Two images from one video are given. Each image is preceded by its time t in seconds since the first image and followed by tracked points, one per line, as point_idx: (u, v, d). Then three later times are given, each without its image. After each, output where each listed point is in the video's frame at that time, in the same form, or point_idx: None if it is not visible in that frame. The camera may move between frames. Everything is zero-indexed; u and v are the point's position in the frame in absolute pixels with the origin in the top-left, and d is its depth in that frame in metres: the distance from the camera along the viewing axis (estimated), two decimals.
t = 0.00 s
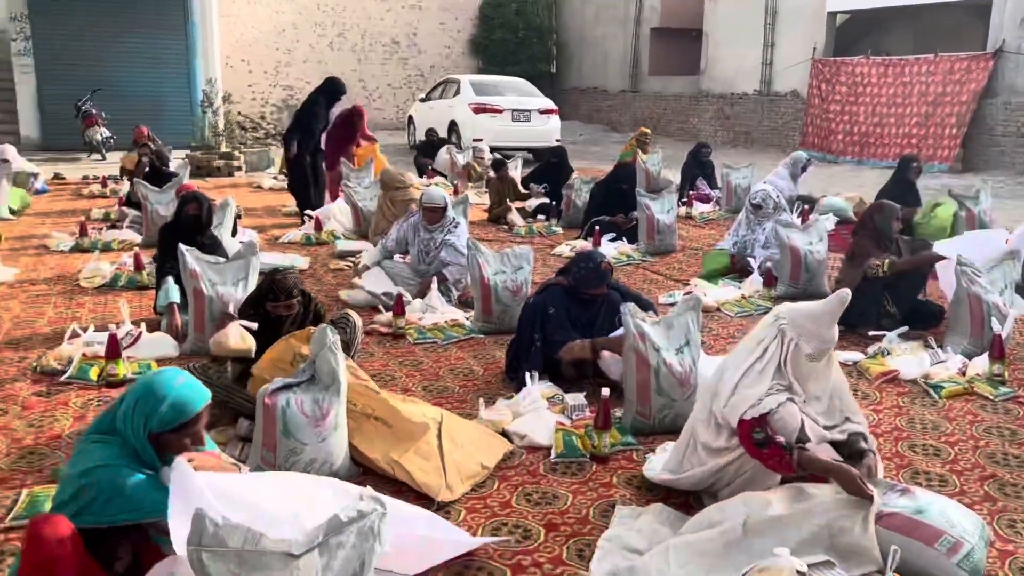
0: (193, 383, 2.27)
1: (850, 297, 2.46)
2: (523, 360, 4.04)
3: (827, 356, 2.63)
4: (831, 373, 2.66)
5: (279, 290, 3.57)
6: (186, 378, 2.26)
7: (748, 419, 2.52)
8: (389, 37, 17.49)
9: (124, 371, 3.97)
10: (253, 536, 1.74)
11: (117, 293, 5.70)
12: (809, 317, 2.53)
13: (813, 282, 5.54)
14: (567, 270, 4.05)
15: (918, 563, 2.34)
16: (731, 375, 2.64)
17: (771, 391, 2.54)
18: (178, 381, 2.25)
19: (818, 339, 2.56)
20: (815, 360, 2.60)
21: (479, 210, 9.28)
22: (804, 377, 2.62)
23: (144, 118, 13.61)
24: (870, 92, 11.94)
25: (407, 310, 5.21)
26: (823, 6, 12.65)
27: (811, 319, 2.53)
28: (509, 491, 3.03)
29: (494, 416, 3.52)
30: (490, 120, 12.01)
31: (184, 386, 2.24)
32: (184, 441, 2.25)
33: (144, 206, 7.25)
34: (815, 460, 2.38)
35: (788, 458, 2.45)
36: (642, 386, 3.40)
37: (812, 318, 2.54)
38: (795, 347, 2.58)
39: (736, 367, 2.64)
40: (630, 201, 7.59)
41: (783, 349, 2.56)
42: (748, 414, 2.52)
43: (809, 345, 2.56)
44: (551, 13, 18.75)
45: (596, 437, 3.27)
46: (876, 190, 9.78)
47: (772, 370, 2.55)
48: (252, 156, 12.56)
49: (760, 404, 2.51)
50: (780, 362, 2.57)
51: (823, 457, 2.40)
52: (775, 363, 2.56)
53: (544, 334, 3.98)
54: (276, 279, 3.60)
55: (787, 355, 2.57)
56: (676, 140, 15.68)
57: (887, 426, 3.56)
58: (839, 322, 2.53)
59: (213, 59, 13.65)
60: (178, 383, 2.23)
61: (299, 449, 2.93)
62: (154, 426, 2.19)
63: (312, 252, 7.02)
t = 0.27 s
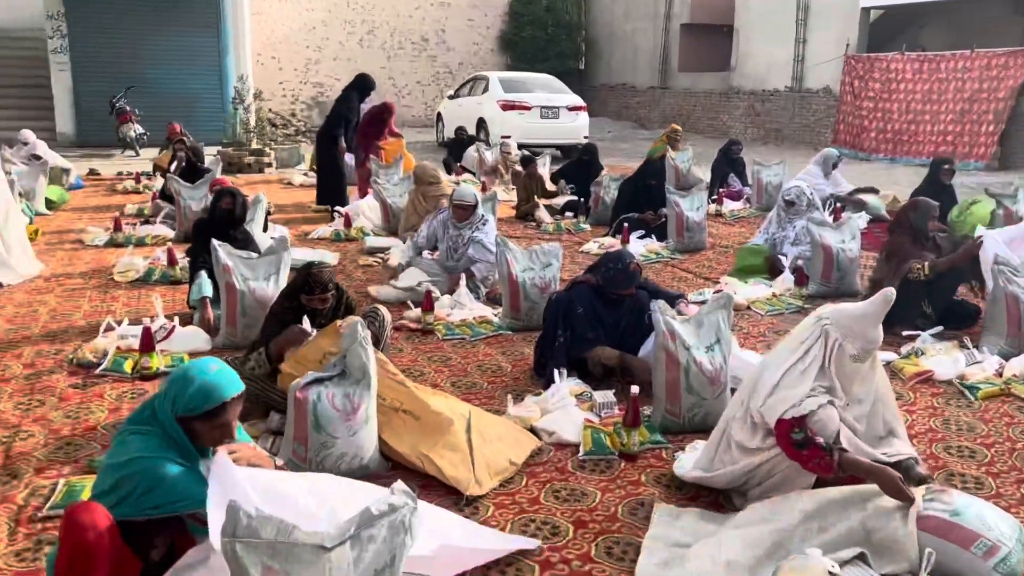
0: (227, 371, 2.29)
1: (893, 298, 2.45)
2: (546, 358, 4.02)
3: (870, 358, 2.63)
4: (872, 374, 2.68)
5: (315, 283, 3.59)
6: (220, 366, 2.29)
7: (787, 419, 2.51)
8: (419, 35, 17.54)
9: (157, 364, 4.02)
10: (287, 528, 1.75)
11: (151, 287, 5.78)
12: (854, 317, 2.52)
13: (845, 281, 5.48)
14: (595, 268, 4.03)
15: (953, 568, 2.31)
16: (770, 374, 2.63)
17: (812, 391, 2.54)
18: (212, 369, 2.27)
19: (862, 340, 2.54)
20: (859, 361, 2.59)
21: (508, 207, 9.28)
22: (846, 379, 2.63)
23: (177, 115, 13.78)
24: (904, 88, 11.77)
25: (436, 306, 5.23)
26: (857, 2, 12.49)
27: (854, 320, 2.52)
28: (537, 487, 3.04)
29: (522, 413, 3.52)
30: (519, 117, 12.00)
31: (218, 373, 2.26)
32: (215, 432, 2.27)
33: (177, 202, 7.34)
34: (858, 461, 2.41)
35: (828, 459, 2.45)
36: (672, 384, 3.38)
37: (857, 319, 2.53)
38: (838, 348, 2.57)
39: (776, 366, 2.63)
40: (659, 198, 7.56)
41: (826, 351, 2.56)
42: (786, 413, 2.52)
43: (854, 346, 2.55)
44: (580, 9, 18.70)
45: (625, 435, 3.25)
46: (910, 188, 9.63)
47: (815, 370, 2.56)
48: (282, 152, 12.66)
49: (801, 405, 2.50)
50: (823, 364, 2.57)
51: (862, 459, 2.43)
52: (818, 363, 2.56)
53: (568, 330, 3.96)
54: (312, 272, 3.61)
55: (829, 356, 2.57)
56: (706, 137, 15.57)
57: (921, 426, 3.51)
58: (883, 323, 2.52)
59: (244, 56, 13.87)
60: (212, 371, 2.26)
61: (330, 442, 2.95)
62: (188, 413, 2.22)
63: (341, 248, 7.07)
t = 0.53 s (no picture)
0: (246, 363, 2.20)
1: (942, 300, 2.48)
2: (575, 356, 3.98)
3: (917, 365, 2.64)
4: (920, 382, 2.68)
5: (367, 271, 3.52)
6: (239, 357, 2.19)
7: (827, 421, 2.46)
8: (449, 30, 17.57)
9: (191, 356, 4.08)
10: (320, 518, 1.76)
11: (185, 281, 5.86)
12: (900, 320, 2.55)
13: (880, 278, 5.40)
14: (624, 265, 4.01)
15: (993, 569, 2.22)
16: (814, 375, 2.61)
17: (856, 395, 2.50)
18: (231, 359, 2.17)
19: (907, 344, 2.57)
20: (904, 366, 2.61)
21: (538, 202, 9.27)
22: (892, 385, 2.64)
23: (211, 110, 13.93)
24: (941, 84, 11.57)
25: (466, 301, 5.24)
26: None
27: (900, 322, 2.55)
28: (566, 483, 3.03)
29: (552, 408, 3.52)
30: (549, 112, 11.97)
31: (236, 365, 2.16)
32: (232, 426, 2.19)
33: (211, 196, 7.42)
34: (896, 465, 2.38)
35: (866, 463, 2.40)
36: (704, 381, 3.36)
37: (903, 323, 2.56)
38: (884, 351, 2.58)
39: (821, 367, 2.61)
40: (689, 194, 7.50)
41: (871, 353, 2.56)
42: (824, 416, 2.46)
43: (899, 350, 2.58)
44: (611, 4, 18.61)
45: (655, 431, 3.23)
46: (947, 185, 9.47)
47: (861, 373, 2.54)
48: (314, 148, 12.75)
49: (843, 407, 2.45)
50: (868, 367, 2.56)
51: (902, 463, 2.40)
52: (864, 366, 2.55)
53: (596, 326, 3.95)
54: (364, 260, 3.54)
55: (876, 358, 2.56)
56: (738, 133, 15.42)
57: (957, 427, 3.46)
58: (932, 327, 2.55)
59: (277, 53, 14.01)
60: (231, 362, 2.16)
61: (361, 435, 2.98)
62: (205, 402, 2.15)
63: (372, 242, 7.11)
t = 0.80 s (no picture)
0: (259, 363, 2.14)
1: (998, 305, 2.41)
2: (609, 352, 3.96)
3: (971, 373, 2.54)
4: (972, 391, 2.58)
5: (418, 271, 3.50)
6: (251, 357, 2.14)
7: (871, 425, 2.42)
8: (482, 24, 17.57)
9: (227, 347, 4.13)
10: (355, 508, 1.76)
11: (221, 273, 5.93)
12: (957, 326, 2.48)
13: (918, 276, 5.32)
14: (658, 260, 3.98)
15: None
16: (862, 376, 2.55)
17: (904, 403, 2.45)
18: (242, 358, 2.12)
19: (963, 350, 2.48)
20: (957, 373, 2.52)
21: (570, 197, 9.24)
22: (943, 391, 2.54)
23: (246, 105, 14.07)
24: (983, 78, 11.33)
25: (498, 295, 5.24)
26: None
27: (956, 328, 2.48)
28: (598, 478, 3.02)
29: (584, 403, 3.50)
30: (582, 107, 11.92)
31: (245, 364, 2.11)
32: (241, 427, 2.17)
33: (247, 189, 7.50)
34: (943, 473, 2.34)
35: (912, 470, 2.36)
36: (738, 378, 3.34)
37: (958, 328, 2.49)
38: (935, 355, 2.51)
39: (869, 369, 2.55)
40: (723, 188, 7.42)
41: (922, 357, 2.50)
42: (869, 420, 2.43)
43: (952, 354, 2.49)
44: None
45: (687, 427, 3.24)
46: (988, 181, 9.29)
47: (911, 379, 2.47)
48: (347, 142, 12.83)
49: (889, 412, 2.41)
50: (919, 373, 2.50)
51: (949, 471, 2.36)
52: (914, 371, 2.49)
53: (629, 320, 3.92)
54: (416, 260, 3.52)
55: (926, 362, 2.50)
56: (773, 128, 15.24)
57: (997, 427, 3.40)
58: (987, 331, 2.46)
59: (309, 46, 13.54)
60: (240, 362, 2.11)
61: (394, 426, 3.00)
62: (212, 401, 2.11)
63: (405, 236, 7.14)
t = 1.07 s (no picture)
0: (275, 368, 2.12)
1: None
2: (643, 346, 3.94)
3: None
4: None
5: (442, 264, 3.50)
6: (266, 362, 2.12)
7: (915, 429, 2.37)
8: (517, 18, 17.55)
9: (264, 337, 4.19)
10: (391, 498, 1.77)
11: (257, 264, 6.00)
12: (1014, 338, 2.33)
13: (959, 272, 5.22)
14: (694, 255, 3.93)
15: None
16: (905, 383, 2.49)
17: (952, 413, 2.36)
18: (258, 364, 2.11)
19: (1018, 362, 2.33)
20: (1013, 386, 2.35)
21: (603, 191, 9.20)
22: (998, 406, 2.38)
23: (283, 98, 14.19)
24: None
25: (531, 289, 5.24)
26: None
27: (1012, 339, 2.33)
28: (632, 472, 3.01)
29: (617, 397, 3.48)
30: (616, 100, 11.85)
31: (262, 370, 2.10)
32: (261, 431, 2.15)
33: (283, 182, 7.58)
34: (988, 480, 2.30)
35: (956, 477, 2.31)
36: (774, 374, 3.30)
37: (1015, 340, 2.34)
38: (989, 368, 2.37)
39: (912, 375, 2.49)
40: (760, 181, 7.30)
41: (973, 368, 2.38)
42: (914, 424, 2.37)
43: (1005, 367, 2.34)
44: None
45: (722, 423, 3.21)
46: None
47: (959, 390, 2.37)
48: (382, 135, 12.89)
49: (935, 419, 2.35)
50: (969, 384, 2.38)
51: (995, 479, 2.30)
52: (965, 382, 2.38)
53: (665, 316, 3.89)
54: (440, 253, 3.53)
55: (977, 374, 2.38)
56: (810, 122, 15.03)
57: None
58: None
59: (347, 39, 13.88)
60: (257, 368, 2.10)
61: (428, 418, 3.02)
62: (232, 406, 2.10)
63: (438, 229, 7.16)
